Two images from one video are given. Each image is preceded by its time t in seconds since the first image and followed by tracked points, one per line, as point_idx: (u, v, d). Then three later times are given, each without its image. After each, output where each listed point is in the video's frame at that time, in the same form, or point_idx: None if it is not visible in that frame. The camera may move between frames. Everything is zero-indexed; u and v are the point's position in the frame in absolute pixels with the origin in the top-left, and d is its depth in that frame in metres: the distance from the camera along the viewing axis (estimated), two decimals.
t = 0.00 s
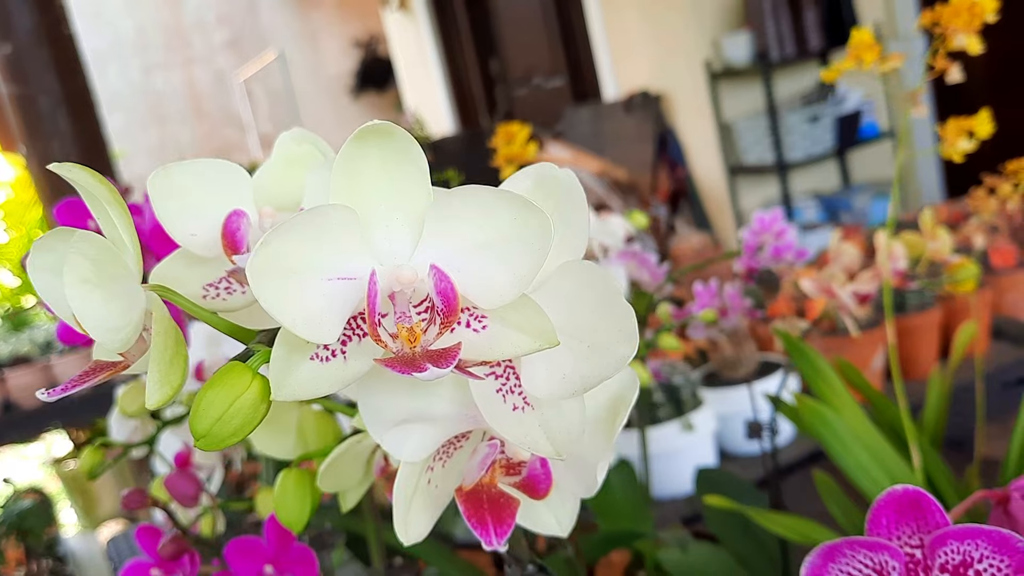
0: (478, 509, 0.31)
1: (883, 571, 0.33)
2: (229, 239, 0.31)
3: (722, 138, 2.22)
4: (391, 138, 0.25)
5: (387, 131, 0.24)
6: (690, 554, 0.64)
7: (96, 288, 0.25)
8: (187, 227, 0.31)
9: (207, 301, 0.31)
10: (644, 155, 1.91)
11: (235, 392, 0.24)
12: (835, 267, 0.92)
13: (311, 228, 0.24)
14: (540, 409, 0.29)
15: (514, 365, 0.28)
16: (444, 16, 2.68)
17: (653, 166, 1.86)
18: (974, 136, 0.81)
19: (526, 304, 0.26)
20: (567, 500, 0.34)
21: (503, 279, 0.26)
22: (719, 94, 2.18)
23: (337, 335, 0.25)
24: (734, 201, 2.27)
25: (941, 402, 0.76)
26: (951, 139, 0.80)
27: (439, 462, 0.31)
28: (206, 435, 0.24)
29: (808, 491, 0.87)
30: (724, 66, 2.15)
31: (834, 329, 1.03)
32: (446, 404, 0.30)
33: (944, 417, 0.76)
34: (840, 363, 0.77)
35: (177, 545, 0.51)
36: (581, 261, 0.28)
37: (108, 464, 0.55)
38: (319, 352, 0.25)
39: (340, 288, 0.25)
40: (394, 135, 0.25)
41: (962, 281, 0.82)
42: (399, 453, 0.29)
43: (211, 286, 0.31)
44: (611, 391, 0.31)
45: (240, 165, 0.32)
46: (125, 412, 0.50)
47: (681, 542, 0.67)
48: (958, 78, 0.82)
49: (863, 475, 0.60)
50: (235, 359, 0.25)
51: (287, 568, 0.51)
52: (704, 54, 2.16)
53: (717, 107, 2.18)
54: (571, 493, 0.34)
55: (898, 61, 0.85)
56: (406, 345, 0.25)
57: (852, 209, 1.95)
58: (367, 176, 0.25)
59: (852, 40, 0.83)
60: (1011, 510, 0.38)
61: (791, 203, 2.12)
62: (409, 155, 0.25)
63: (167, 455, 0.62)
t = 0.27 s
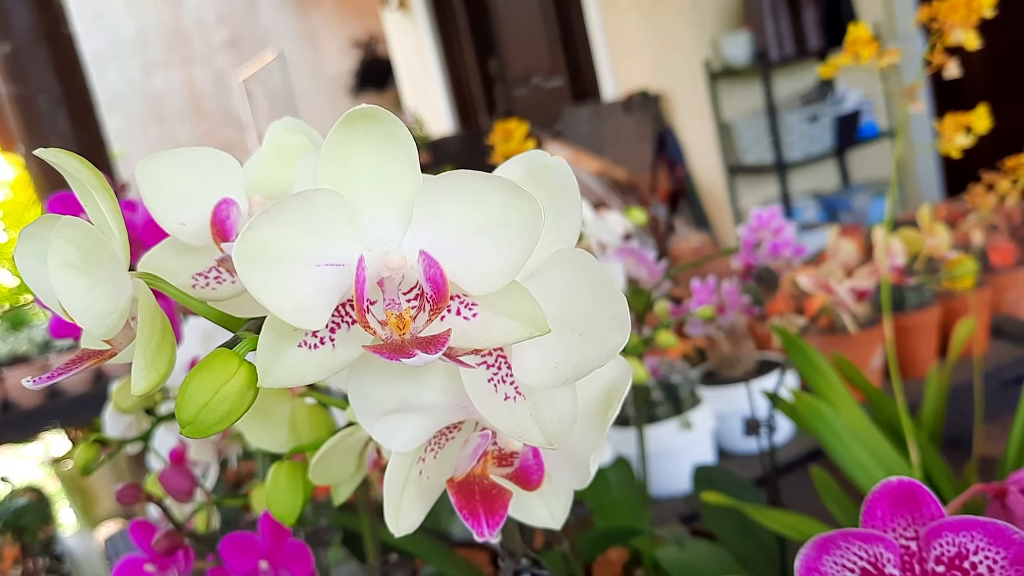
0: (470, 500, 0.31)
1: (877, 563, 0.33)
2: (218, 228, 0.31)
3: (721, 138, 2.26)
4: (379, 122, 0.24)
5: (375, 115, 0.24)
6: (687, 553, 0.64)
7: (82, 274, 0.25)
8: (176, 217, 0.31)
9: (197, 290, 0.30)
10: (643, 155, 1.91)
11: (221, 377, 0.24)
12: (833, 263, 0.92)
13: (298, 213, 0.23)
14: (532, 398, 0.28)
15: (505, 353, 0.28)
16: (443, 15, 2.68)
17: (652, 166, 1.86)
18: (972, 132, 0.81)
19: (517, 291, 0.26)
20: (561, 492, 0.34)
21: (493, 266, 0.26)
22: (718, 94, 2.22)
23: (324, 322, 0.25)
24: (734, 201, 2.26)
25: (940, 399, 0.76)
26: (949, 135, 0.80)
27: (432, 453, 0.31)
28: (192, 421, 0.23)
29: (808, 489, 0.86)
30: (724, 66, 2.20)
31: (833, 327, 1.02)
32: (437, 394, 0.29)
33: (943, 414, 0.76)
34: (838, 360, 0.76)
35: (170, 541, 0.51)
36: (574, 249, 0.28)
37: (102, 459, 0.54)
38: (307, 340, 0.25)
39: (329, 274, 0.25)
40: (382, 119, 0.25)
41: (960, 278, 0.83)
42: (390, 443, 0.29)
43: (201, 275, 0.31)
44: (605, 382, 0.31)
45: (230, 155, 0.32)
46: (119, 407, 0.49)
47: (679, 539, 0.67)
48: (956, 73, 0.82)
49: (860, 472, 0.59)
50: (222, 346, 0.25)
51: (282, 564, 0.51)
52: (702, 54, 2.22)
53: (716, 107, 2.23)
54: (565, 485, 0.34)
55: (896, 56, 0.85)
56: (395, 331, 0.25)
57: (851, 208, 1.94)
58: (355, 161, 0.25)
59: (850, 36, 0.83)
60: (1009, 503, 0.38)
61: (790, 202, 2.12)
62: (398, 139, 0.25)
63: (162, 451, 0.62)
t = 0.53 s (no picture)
0: (468, 487, 0.31)
1: (879, 552, 0.33)
2: (213, 213, 0.30)
3: (721, 139, 2.20)
4: (374, 103, 0.24)
5: (371, 95, 0.24)
6: (688, 548, 0.63)
7: (75, 256, 0.25)
8: (171, 203, 0.31)
9: (192, 276, 0.30)
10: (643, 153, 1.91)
11: (216, 359, 0.23)
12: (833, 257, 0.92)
13: (293, 194, 0.23)
14: (529, 383, 0.28)
15: (502, 337, 0.28)
16: (442, 14, 2.69)
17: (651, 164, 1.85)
18: (972, 126, 0.81)
19: (514, 274, 0.26)
20: (560, 479, 0.34)
21: (490, 248, 0.25)
22: (719, 94, 2.15)
23: (320, 304, 0.25)
24: (733, 199, 2.26)
25: (940, 394, 0.76)
26: (949, 129, 0.80)
27: (429, 440, 0.31)
28: (187, 403, 0.23)
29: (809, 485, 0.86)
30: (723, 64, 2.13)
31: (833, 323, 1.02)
32: (435, 379, 0.29)
33: (943, 409, 0.75)
34: (838, 354, 0.76)
35: (166, 532, 0.50)
36: (571, 233, 0.28)
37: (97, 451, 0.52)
38: (303, 322, 0.25)
39: (325, 256, 0.25)
40: (378, 100, 0.24)
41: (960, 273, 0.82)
42: (387, 430, 0.29)
43: (196, 261, 0.31)
44: (602, 368, 0.31)
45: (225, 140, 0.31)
46: (117, 399, 0.49)
47: (678, 533, 0.67)
48: (956, 67, 0.82)
49: (860, 466, 0.59)
50: (216, 329, 0.25)
51: (279, 556, 0.51)
52: (701, 52, 2.15)
53: (716, 106, 2.16)
54: (564, 473, 0.33)
55: (896, 50, 0.84)
56: (392, 314, 0.25)
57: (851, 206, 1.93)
58: (350, 141, 0.24)
59: (850, 30, 0.83)
60: (1011, 493, 0.37)
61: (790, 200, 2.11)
62: (394, 120, 0.25)
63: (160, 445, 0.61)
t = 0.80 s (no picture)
0: (470, 470, 0.30)
1: (883, 537, 0.33)
2: (214, 195, 0.30)
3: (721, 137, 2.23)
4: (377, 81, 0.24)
5: (373, 73, 0.24)
6: (688, 542, 0.63)
7: (77, 233, 0.24)
8: (171, 185, 0.30)
9: (193, 259, 0.30)
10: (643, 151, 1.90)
11: (218, 338, 0.23)
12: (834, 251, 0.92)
13: (295, 171, 0.23)
14: (533, 365, 0.28)
15: (505, 318, 0.28)
16: (442, 13, 2.69)
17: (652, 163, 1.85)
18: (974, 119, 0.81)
19: (517, 254, 0.25)
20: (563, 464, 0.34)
21: (492, 228, 0.25)
22: (718, 92, 2.18)
23: (322, 283, 0.25)
24: (733, 197, 2.25)
25: (942, 388, 0.76)
26: (951, 122, 0.79)
27: (432, 424, 0.31)
28: (190, 381, 0.23)
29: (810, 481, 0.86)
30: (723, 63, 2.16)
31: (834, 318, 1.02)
32: (437, 361, 0.29)
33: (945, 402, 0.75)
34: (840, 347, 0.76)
35: (167, 522, 0.51)
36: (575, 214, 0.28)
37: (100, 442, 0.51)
38: (305, 302, 0.24)
39: (327, 235, 0.25)
40: (382, 78, 0.24)
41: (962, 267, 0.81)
42: (390, 413, 0.29)
43: (197, 244, 0.30)
44: (605, 352, 0.31)
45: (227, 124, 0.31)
46: (117, 390, 0.50)
47: (679, 527, 0.67)
48: (958, 60, 0.82)
49: (862, 458, 0.59)
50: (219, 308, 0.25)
51: (281, 546, 0.50)
52: (702, 50, 2.19)
53: (716, 104, 2.19)
54: (566, 457, 0.33)
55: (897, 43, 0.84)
56: (395, 294, 0.25)
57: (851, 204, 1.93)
58: (353, 119, 0.24)
59: (852, 23, 0.83)
60: (1014, 479, 0.37)
61: (790, 197, 2.10)
62: (397, 98, 0.24)
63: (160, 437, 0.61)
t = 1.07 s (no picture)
0: (475, 455, 0.30)
1: (890, 522, 0.33)
2: (216, 176, 0.30)
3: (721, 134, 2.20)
4: (381, 58, 0.24)
5: (377, 49, 0.24)
6: (690, 536, 0.62)
7: (79, 210, 0.24)
8: (173, 166, 0.30)
9: (195, 241, 0.30)
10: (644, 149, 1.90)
11: (220, 316, 0.23)
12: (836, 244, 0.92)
13: (299, 147, 0.23)
14: (537, 347, 0.28)
15: (510, 300, 0.27)
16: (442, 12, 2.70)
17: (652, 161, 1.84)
18: (977, 111, 0.80)
19: (522, 234, 0.25)
20: (567, 450, 0.34)
21: (497, 207, 0.25)
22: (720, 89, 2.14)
23: (326, 262, 0.24)
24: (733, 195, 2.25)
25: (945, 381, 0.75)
26: (953, 114, 0.79)
27: (436, 408, 0.31)
28: (192, 359, 0.23)
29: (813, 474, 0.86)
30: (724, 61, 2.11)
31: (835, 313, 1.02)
32: (441, 344, 0.29)
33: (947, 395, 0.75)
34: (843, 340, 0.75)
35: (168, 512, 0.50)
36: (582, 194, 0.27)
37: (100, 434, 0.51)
38: (309, 282, 0.24)
39: (331, 213, 0.24)
40: (385, 54, 0.24)
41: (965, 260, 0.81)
42: (393, 396, 0.29)
43: (199, 227, 0.30)
44: (610, 336, 0.30)
45: (229, 105, 0.31)
46: (118, 380, 0.50)
47: (682, 521, 0.66)
48: (960, 52, 0.81)
49: (866, 450, 0.58)
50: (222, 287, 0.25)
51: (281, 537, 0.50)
52: (703, 49, 2.14)
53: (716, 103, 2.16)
54: (571, 443, 0.33)
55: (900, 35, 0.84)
56: (399, 273, 0.25)
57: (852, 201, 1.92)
58: (357, 96, 0.24)
59: (854, 15, 0.82)
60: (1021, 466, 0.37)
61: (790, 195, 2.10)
62: (401, 76, 0.24)
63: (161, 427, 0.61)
